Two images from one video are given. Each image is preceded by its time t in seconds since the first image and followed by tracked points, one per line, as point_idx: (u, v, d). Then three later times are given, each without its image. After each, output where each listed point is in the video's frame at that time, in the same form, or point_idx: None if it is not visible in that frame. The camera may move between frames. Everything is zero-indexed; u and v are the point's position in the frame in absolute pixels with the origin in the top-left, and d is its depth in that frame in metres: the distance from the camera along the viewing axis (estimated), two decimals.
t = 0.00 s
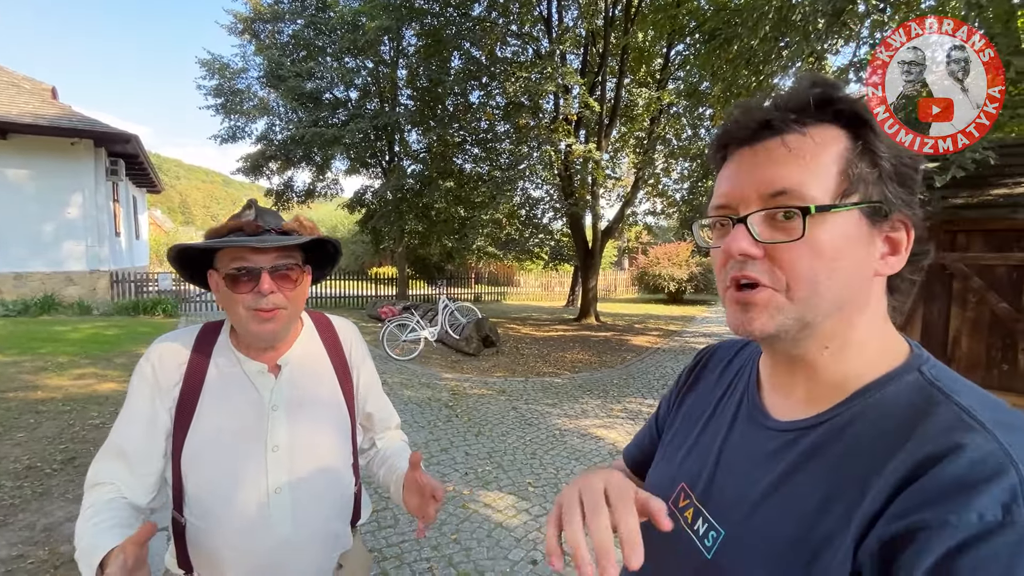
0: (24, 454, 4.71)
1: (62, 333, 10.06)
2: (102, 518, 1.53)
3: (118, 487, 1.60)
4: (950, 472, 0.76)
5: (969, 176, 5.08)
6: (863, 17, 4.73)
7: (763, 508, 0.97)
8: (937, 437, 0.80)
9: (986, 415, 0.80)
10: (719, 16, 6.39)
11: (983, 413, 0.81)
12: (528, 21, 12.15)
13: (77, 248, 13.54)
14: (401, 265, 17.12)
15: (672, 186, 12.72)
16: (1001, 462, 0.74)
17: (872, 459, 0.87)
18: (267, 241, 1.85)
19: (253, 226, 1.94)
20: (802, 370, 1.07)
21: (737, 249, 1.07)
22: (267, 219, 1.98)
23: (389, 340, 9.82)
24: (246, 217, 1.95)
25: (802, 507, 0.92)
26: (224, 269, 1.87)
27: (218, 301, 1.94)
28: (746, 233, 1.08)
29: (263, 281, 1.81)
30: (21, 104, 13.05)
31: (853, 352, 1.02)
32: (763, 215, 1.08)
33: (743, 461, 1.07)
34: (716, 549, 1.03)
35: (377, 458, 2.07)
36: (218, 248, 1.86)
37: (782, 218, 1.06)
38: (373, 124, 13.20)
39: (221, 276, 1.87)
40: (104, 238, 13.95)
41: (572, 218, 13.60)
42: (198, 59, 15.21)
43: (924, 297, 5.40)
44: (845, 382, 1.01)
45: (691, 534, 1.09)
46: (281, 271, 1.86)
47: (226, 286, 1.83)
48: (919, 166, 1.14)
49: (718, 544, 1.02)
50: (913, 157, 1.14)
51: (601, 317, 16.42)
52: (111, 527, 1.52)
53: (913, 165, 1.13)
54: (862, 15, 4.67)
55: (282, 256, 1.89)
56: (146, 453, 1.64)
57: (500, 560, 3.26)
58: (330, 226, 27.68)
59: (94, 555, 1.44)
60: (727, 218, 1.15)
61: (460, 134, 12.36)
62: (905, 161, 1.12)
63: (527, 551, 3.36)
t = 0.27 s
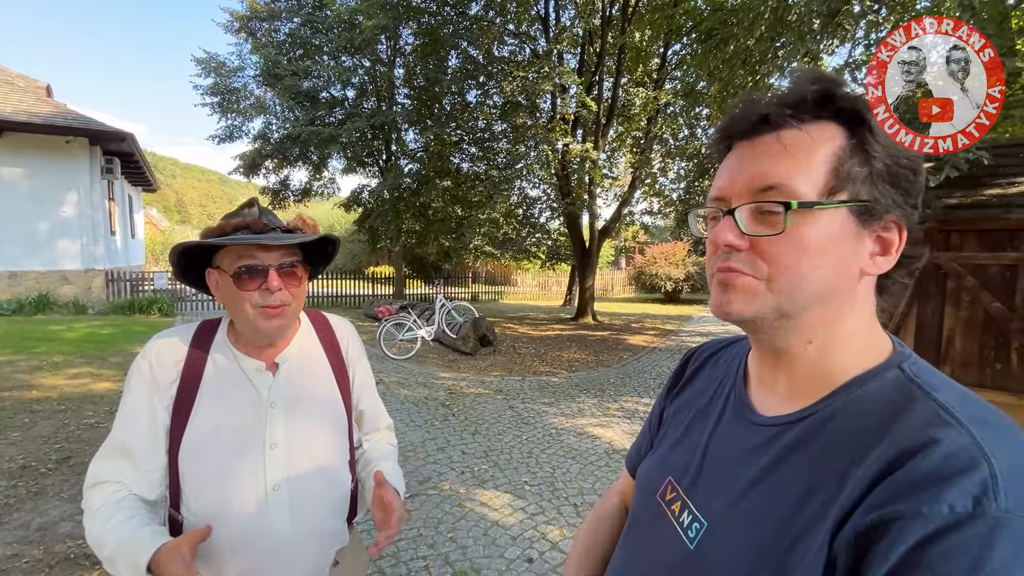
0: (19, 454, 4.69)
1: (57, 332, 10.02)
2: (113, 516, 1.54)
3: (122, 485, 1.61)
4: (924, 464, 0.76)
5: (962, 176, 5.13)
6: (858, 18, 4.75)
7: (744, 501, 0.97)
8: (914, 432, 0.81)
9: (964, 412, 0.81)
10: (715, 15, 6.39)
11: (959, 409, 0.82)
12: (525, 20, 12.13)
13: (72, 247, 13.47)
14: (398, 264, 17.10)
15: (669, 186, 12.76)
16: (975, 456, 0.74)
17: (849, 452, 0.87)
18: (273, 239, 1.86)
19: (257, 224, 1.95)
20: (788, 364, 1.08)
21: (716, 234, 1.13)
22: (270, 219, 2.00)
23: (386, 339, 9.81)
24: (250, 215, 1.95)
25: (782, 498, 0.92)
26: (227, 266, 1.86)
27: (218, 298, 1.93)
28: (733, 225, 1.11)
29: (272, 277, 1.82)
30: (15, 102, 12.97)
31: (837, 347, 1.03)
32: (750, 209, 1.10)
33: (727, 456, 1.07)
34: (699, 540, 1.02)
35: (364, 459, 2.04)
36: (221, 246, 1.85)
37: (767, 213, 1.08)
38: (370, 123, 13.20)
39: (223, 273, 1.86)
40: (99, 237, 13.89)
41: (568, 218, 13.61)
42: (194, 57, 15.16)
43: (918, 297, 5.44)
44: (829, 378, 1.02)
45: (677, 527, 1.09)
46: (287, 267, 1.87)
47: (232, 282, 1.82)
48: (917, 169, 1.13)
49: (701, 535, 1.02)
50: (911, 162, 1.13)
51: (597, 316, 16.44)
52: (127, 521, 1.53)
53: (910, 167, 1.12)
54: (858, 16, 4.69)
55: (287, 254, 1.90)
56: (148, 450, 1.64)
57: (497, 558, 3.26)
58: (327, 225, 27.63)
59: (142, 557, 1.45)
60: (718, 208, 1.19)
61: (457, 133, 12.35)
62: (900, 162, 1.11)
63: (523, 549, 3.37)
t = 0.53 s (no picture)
0: (16, 454, 4.68)
1: (55, 331, 10.00)
2: (129, 516, 1.57)
3: (126, 483, 1.62)
4: (897, 460, 0.75)
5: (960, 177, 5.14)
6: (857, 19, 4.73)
7: (727, 496, 0.97)
8: (889, 428, 0.80)
9: (941, 409, 0.80)
10: (715, 18, 6.49)
11: (939, 407, 0.81)
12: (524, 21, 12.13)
13: (69, 246, 13.43)
14: (397, 264, 17.08)
15: (667, 186, 12.78)
16: (947, 451, 0.74)
17: (828, 448, 0.86)
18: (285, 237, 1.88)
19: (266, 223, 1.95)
20: (772, 360, 1.08)
21: (684, 235, 1.23)
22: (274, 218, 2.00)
23: (384, 339, 9.80)
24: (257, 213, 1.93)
25: (762, 494, 0.91)
26: (237, 263, 1.84)
27: (220, 295, 1.91)
28: (693, 228, 1.20)
29: (284, 274, 1.84)
30: (11, 101, 12.92)
31: (819, 342, 1.01)
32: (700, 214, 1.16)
33: (713, 452, 1.07)
34: (685, 535, 1.02)
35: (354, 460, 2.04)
36: (231, 243, 1.83)
37: (708, 219, 1.14)
38: (368, 123, 13.19)
39: (231, 271, 1.85)
40: (96, 236, 13.84)
41: (567, 218, 13.63)
42: (192, 56, 15.12)
43: (914, 297, 5.45)
44: (810, 372, 1.01)
45: (664, 523, 1.09)
46: (296, 265, 1.91)
47: (245, 279, 1.82)
48: (908, 169, 0.98)
49: (688, 530, 1.02)
50: (901, 158, 0.99)
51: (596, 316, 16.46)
52: (142, 521, 1.57)
53: (899, 167, 0.98)
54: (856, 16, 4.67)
55: (294, 253, 1.93)
56: (150, 452, 1.64)
57: (495, 558, 3.27)
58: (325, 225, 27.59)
59: (176, 552, 1.52)
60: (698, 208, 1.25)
61: (456, 133, 12.35)
62: (878, 164, 0.98)
63: (521, 549, 3.37)
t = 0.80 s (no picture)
0: (15, 454, 4.67)
1: (54, 332, 10.00)
2: (122, 515, 1.55)
3: (120, 485, 1.60)
4: (884, 468, 0.74)
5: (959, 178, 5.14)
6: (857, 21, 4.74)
7: (723, 495, 0.97)
8: (881, 434, 0.79)
9: (936, 418, 0.79)
10: (715, 18, 6.51)
11: (935, 416, 0.79)
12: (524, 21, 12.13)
13: (69, 247, 13.42)
14: (396, 265, 17.08)
15: (667, 187, 12.78)
16: (936, 462, 0.72)
17: (820, 452, 0.86)
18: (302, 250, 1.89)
19: (277, 233, 1.93)
20: (774, 363, 1.08)
21: (694, 234, 1.20)
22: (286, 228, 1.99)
23: (384, 339, 9.80)
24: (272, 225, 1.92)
25: (755, 496, 0.91)
26: (252, 276, 1.81)
27: (224, 300, 1.85)
28: (705, 226, 1.16)
29: (302, 286, 1.87)
30: (11, 101, 12.92)
31: (820, 347, 1.02)
32: (716, 211, 1.13)
33: (711, 453, 1.07)
34: (680, 532, 1.02)
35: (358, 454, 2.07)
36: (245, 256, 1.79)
37: (726, 217, 1.11)
38: (368, 124, 13.21)
39: (245, 283, 1.81)
40: (96, 237, 13.84)
41: (566, 218, 13.65)
42: (192, 56, 15.13)
43: (914, 297, 5.45)
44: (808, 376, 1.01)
45: (661, 518, 1.10)
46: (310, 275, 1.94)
47: (262, 292, 1.79)
48: (926, 176, 1.01)
49: (682, 527, 1.02)
50: (920, 165, 1.01)
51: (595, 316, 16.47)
52: (132, 521, 1.54)
53: (918, 173, 1.01)
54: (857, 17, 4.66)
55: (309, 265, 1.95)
56: (147, 452, 1.63)
57: (495, 559, 3.27)
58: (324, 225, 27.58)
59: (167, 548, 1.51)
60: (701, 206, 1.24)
61: (455, 134, 12.37)
62: (902, 169, 0.99)
63: (521, 549, 3.37)
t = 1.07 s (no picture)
0: (18, 455, 4.68)
1: (56, 332, 10.02)
2: (104, 514, 1.51)
3: (112, 483, 1.59)
4: (883, 467, 0.75)
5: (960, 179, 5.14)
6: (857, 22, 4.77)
7: (724, 494, 0.97)
8: (881, 432, 0.80)
9: (936, 417, 0.79)
10: (715, 19, 6.52)
11: (935, 415, 0.79)
12: (525, 23, 12.14)
13: (71, 247, 13.45)
14: (398, 266, 17.11)
15: (668, 189, 12.78)
16: (935, 460, 0.73)
17: (819, 450, 0.86)
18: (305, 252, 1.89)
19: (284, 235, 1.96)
20: (774, 364, 1.08)
21: (690, 236, 1.23)
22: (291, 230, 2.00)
23: (385, 340, 9.80)
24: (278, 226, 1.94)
25: (755, 494, 0.91)
26: (256, 278, 1.82)
27: (228, 301, 1.87)
28: (698, 229, 1.20)
29: (306, 285, 1.88)
30: (14, 103, 12.97)
31: (820, 347, 1.02)
32: (708, 214, 1.16)
33: (711, 453, 1.07)
34: (681, 530, 1.03)
35: (366, 449, 2.08)
36: (246, 260, 1.80)
37: (715, 219, 1.15)
38: (369, 125, 13.26)
39: (248, 283, 1.82)
40: (97, 237, 13.87)
41: (567, 219, 13.67)
42: (194, 58, 15.17)
43: (916, 299, 5.45)
44: (808, 375, 1.01)
45: (662, 517, 1.10)
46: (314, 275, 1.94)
47: (267, 292, 1.81)
48: (917, 172, 1.00)
49: (683, 525, 1.02)
50: (911, 161, 1.00)
51: (596, 318, 16.46)
52: (109, 518, 1.50)
53: (909, 170, 1.00)
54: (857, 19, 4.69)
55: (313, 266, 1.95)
56: (143, 450, 1.62)
57: (496, 560, 3.26)
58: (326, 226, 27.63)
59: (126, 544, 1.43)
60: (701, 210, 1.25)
61: (457, 135, 12.40)
62: (889, 165, 0.99)
63: (522, 550, 3.38)
